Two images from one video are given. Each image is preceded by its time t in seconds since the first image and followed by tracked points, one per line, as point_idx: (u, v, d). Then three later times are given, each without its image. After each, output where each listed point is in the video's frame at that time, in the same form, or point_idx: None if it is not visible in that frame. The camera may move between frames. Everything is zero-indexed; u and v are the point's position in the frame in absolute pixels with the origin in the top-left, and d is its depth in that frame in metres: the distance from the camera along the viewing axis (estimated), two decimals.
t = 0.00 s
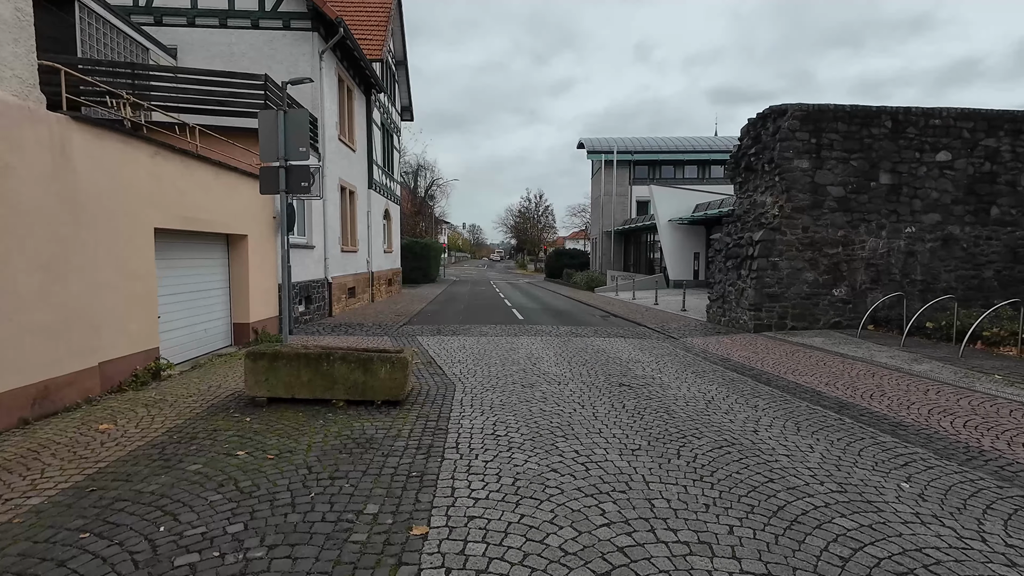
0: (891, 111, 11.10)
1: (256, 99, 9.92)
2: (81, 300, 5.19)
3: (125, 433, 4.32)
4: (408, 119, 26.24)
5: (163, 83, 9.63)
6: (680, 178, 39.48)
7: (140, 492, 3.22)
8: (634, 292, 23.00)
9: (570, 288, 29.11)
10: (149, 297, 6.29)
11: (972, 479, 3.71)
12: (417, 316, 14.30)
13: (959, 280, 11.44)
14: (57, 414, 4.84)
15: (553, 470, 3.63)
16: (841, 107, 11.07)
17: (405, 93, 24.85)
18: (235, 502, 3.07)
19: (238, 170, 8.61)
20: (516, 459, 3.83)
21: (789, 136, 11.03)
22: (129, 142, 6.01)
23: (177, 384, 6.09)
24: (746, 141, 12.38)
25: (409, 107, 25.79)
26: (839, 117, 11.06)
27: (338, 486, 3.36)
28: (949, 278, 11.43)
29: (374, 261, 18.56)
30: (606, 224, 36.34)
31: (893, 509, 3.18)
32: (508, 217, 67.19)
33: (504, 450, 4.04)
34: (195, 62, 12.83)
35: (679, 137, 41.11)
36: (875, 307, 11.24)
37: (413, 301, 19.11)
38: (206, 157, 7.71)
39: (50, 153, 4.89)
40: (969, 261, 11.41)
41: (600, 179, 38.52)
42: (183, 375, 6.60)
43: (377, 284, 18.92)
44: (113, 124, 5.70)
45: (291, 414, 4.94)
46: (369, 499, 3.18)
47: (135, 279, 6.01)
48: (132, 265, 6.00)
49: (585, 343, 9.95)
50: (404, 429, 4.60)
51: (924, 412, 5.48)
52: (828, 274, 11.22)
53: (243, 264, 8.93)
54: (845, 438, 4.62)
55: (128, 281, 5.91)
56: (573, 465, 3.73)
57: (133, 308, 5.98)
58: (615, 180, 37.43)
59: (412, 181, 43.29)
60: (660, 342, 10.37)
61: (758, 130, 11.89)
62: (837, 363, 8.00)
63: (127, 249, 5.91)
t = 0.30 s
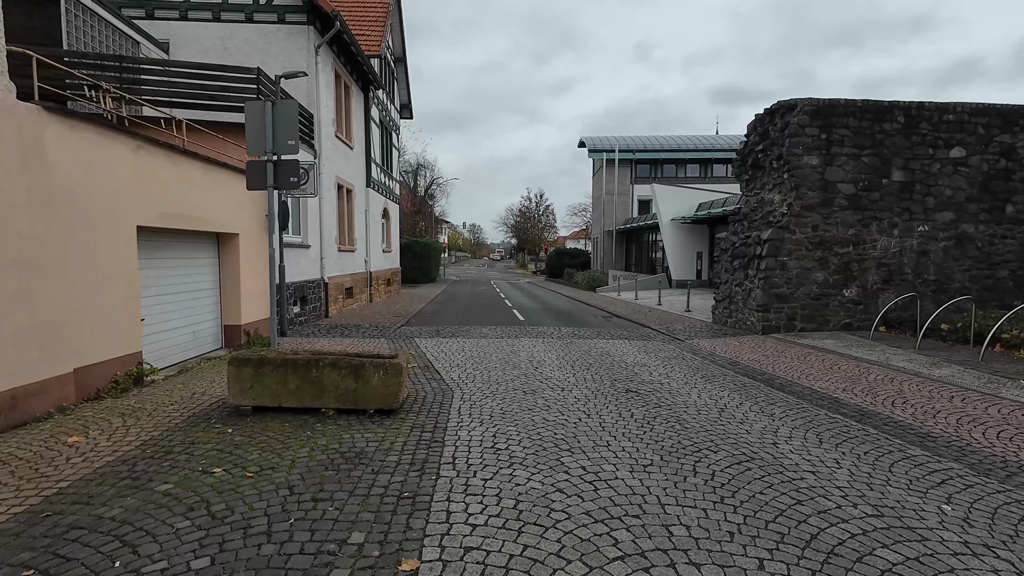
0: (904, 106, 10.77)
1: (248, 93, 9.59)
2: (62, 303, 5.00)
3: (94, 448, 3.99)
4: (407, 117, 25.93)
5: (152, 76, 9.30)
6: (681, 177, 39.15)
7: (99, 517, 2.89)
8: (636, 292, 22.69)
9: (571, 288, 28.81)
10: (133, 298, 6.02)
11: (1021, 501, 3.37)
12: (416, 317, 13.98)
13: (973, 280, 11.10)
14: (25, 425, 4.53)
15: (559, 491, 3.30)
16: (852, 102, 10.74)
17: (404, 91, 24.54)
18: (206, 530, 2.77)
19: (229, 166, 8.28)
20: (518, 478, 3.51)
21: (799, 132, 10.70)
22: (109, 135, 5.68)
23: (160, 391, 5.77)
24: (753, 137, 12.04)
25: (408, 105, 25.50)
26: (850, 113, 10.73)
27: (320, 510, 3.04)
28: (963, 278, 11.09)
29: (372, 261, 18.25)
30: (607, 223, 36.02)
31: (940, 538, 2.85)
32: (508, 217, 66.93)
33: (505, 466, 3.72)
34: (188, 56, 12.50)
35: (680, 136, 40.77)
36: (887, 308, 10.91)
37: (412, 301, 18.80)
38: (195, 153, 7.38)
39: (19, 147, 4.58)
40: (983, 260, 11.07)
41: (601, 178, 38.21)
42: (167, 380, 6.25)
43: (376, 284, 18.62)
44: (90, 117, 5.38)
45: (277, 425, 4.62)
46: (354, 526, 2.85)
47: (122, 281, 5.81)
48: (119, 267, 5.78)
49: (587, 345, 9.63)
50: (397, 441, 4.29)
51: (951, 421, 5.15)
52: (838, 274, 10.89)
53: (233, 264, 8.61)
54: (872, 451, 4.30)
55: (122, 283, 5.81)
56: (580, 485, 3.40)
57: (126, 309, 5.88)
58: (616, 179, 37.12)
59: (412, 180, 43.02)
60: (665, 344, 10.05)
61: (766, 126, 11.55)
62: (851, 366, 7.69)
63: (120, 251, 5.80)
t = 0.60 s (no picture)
0: (917, 101, 10.45)
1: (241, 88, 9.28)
2: (35, 307, 4.71)
3: (63, 464, 3.68)
4: (406, 115, 25.61)
5: (141, 70, 8.99)
6: (683, 176, 38.81)
7: (54, 549, 2.58)
8: (639, 292, 22.37)
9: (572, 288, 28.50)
10: (114, 301, 5.71)
11: None
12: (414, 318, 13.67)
13: (988, 281, 10.78)
14: None
15: (566, 517, 3.00)
16: (863, 97, 10.42)
17: (403, 89, 24.23)
18: (172, 565, 2.47)
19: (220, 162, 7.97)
20: (522, 500, 3.21)
21: (809, 128, 10.37)
22: (88, 129, 5.38)
23: (142, 398, 5.46)
24: (761, 134, 11.71)
25: (407, 103, 25.19)
26: (861, 108, 10.42)
27: (302, 540, 2.73)
28: (977, 278, 10.78)
29: (371, 261, 17.94)
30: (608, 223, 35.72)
31: (996, 574, 2.53)
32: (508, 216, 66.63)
33: (507, 485, 3.41)
34: (180, 52, 12.19)
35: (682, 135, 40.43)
36: (899, 309, 10.60)
37: (411, 302, 18.52)
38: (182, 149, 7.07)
39: None
40: (998, 260, 10.76)
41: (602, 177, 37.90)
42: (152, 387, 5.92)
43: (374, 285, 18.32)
44: (67, 109, 5.08)
45: (262, 437, 4.31)
46: (338, 559, 2.55)
47: (101, 282, 5.51)
48: (98, 267, 5.48)
49: (591, 348, 9.32)
50: (391, 455, 3.97)
51: (982, 432, 4.83)
52: (849, 274, 10.57)
53: (224, 264, 8.30)
54: (903, 466, 3.98)
55: (102, 285, 5.52)
56: (590, 509, 3.09)
57: (106, 312, 5.58)
58: (617, 178, 36.82)
59: (412, 179, 42.72)
60: (670, 347, 9.74)
61: (774, 122, 11.23)
62: (867, 371, 7.37)
63: (100, 251, 5.50)
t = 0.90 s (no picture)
0: (931, 96, 10.12)
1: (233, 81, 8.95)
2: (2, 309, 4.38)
3: (25, 482, 3.36)
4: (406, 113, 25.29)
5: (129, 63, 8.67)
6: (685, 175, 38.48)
7: None
8: (641, 292, 22.05)
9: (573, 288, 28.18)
10: (91, 302, 5.35)
11: None
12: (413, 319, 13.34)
13: (1004, 281, 10.46)
14: None
15: (581, 547, 2.67)
16: (877, 92, 10.09)
17: (403, 86, 23.92)
18: None
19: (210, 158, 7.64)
20: (530, 526, 2.88)
21: (820, 123, 10.05)
22: (63, 119, 5.04)
23: (122, 406, 5.13)
24: (770, 130, 11.38)
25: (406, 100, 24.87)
26: (874, 103, 10.09)
27: None
28: (993, 278, 10.46)
29: (369, 261, 17.62)
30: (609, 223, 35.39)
31: None
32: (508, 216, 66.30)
33: (513, 507, 3.09)
34: (173, 46, 11.87)
35: (683, 134, 40.08)
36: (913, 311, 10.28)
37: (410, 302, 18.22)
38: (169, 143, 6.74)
39: None
40: (1015, 260, 10.43)
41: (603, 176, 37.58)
42: (135, 394, 5.63)
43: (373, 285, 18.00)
44: (38, 98, 4.74)
45: (246, 450, 3.99)
46: None
47: (77, 283, 5.17)
48: (74, 267, 5.15)
49: (595, 351, 8.99)
50: (385, 471, 3.64)
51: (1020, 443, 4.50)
52: (861, 274, 10.25)
53: (214, 264, 7.97)
54: (943, 483, 3.65)
55: (77, 285, 5.18)
56: (606, 537, 2.76)
57: (84, 314, 5.26)
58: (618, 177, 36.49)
59: (411, 179, 42.43)
60: (677, 349, 9.42)
61: (784, 117, 10.90)
62: (885, 375, 7.05)
63: (76, 250, 5.17)
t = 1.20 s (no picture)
0: (946, 92, 9.81)
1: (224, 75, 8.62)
2: None
3: None
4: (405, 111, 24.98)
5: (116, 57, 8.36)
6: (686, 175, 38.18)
7: None
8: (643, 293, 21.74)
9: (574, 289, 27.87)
10: (66, 306, 5.03)
11: None
12: (411, 321, 13.03)
13: (1020, 282, 10.16)
14: None
15: None
16: (889, 87, 9.78)
17: (402, 84, 23.61)
18: None
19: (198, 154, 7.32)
20: (538, 561, 2.55)
21: (831, 119, 9.74)
22: (36, 111, 4.73)
23: (99, 417, 4.81)
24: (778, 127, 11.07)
25: (405, 99, 24.55)
26: (886, 99, 9.79)
27: None
28: (1008, 279, 10.15)
29: (367, 261, 17.31)
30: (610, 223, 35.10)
31: None
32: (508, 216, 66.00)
33: (518, 537, 2.78)
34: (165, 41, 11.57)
35: (685, 133, 39.77)
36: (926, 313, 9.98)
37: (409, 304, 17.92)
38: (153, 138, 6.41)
39: None
40: None
41: (604, 176, 37.28)
42: (115, 403, 5.31)
43: (371, 286, 17.70)
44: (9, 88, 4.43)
45: (227, 467, 3.67)
46: None
47: (50, 285, 4.85)
48: (47, 269, 4.83)
49: (599, 355, 8.68)
50: (377, 492, 3.33)
51: None
52: (873, 276, 9.94)
53: (203, 265, 7.66)
54: (988, 505, 3.33)
55: (50, 288, 4.86)
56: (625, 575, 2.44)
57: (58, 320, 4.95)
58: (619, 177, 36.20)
59: (411, 179, 42.13)
60: (684, 353, 9.11)
61: (793, 114, 10.58)
62: (904, 381, 6.74)
63: (49, 250, 4.85)
